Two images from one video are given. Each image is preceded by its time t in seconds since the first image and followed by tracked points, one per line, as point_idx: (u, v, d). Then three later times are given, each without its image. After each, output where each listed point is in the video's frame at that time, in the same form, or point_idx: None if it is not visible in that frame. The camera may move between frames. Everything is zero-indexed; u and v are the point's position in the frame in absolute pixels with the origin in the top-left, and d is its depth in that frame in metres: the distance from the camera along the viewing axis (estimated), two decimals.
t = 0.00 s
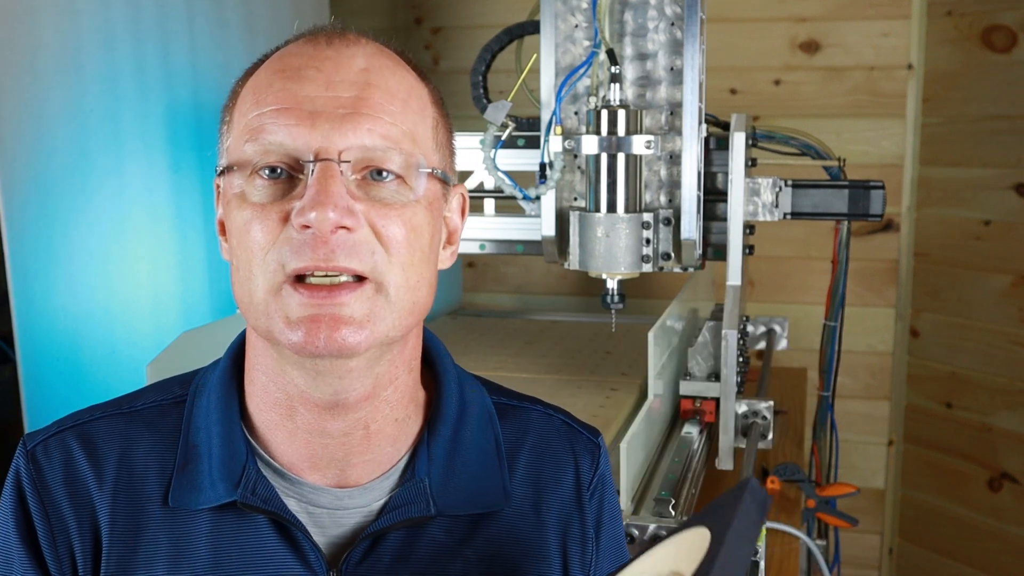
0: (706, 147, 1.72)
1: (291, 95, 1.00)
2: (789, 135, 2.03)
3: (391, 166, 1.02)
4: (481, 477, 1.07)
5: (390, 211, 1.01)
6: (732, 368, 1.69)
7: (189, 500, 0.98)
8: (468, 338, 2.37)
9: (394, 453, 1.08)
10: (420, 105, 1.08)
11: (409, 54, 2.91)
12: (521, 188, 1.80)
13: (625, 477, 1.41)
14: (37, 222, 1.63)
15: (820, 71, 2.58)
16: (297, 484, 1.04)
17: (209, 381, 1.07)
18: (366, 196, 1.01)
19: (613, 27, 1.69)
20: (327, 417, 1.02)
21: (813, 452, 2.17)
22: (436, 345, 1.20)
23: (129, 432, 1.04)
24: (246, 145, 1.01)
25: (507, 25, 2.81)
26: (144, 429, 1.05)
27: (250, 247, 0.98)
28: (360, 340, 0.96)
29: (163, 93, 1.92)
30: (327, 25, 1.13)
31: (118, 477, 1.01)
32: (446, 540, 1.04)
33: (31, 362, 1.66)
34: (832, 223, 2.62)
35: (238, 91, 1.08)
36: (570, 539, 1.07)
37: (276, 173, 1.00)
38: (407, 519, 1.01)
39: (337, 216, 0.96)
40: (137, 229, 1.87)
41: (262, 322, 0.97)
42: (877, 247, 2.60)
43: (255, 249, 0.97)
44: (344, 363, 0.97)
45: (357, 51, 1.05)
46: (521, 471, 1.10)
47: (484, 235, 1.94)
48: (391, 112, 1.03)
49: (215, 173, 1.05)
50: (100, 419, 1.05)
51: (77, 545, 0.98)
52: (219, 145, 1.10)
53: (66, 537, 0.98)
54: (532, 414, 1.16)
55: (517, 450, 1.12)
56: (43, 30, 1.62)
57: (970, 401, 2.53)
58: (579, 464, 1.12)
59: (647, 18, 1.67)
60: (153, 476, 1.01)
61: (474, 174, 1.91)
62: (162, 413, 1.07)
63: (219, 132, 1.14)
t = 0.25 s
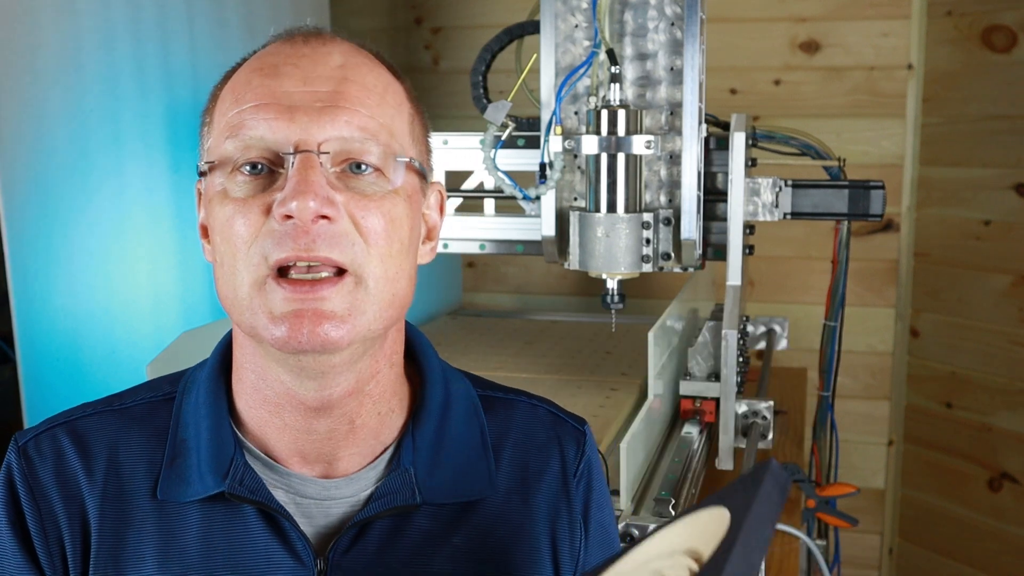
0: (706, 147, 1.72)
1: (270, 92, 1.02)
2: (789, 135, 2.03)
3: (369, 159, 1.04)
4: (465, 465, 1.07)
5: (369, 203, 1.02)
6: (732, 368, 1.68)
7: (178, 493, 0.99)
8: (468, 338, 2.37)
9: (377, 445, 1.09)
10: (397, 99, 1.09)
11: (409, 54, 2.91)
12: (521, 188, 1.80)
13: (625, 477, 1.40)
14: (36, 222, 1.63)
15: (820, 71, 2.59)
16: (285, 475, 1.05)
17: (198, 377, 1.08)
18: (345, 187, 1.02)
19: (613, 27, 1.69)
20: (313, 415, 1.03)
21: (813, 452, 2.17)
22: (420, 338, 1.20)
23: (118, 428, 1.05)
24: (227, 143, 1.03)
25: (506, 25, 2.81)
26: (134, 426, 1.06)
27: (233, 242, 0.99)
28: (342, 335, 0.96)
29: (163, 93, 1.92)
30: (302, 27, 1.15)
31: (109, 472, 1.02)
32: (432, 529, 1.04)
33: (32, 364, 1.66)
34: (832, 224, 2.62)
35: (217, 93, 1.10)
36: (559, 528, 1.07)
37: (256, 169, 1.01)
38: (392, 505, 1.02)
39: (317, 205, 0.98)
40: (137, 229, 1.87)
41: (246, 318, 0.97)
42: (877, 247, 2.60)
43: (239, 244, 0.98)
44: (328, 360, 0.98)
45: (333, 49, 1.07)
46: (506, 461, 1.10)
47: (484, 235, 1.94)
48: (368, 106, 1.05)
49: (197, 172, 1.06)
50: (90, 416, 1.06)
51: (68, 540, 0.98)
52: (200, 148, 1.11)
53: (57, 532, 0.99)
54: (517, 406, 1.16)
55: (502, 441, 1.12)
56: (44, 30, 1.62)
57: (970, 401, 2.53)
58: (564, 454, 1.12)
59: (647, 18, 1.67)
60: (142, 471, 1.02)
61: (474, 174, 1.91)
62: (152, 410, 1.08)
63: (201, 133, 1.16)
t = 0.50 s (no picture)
0: (706, 147, 1.72)
1: (248, 93, 1.04)
2: (789, 135, 2.03)
3: (348, 155, 1.06)
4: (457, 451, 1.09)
5: (351, 199, 1.04)
6: (732, 368, 1.68)
7: (175, 484, 1.01)
8: (468, 338, 2.37)
9: (371, 436, 1.10)
10: (374, 95, 1.11)
11: (409, 54, 2.91)
12: (521, 188, 1.80)
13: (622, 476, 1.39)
14: (37, 222, 1.63)
15: (821, 71, 2.59)
16: (281, 464, 1.07)
17: (193, 373, 1.10)
18: (327, 184, 1.04)
19: (613, 27, 1.68)
20: (305, 407, 1.05)
21: (813, 452, 2.17)
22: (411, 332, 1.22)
23: (113, 423, 1.06)
24: (209, 146, 1.05)
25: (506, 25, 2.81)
26: (128, 422, 1.07)
27: (219, 242, 1.02)
28: (330, 328, 0.99)
29: (163, 94, 1.92)
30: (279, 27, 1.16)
31: (106, 464, 1.02)
32: (428, 515, 1.06)
33: (32, 363, 1.66)
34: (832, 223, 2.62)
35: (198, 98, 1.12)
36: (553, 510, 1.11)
37: (239, 171, 1.04)
38: (389, 488, 1.03)
39: (299, 204, 1.00)
40: (137, 229, 1.87)
41: (238, 315, 1.00)
42: (877, 247, 2.62)
43: (225, 244, 1.01)
44: (318, 353, 1.00)
45: (309, 49, 1.09)
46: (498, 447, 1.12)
47: (484, 235, 1.94)
48: (345, 102, 1.06)
49: (182, 175, 1.09)
50: (85, 412, 1.08)
51: (66, 530, 0.98)
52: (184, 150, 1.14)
53: (55, 520, 0.99)
54: (506, 394, 1.20)
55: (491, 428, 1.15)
56: (46, 31, 1.62)
57: (970, 401, 2.53)
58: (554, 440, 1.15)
59: (646, 18, 1.67)
60: (139, 463, 1.03)
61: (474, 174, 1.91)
62: (147, 406, 1.10)
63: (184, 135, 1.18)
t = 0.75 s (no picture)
0: (706, 147, 1.72)
1: (235, 97, 1.08)
2: (789, 135, 2.03)
3: (336, 156, 1.10)
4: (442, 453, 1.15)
5: (339, 200, 1.08)
6: (732, 368, 1.68)
7: (170, 484, 1.07)
8: (469, 338, 2.37)
9: (366, 433, 1.15)
10: (362, 95, 1.15)
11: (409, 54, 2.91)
12: (521, 188, 1.80)
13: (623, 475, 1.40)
14: (37, 221, 1.63)
15: (821, 71, 2.59)
16: (276, 464, 1.12)
17: (186, 375, 1.16)
18: (314, 185, 1.08)
19: (613, 26, 1.68)
20: (298, 403, 1.09)
21: (813, 452, 2.17)
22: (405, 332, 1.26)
23: (107, 422, 1.13)
24: (197, 150, 1.09)
25: (506, 25, 2.81)
26: (122, 422, 1.14)
27: (209, 244, 1.05)
28: (321, 323, 1.03)
29: (163, 93, 1.92)
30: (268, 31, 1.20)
31: (102, 465, 1.09)
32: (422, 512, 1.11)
33: (33, 365, 1.66)
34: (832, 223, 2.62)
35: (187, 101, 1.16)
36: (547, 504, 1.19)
37: (227, 174, 1.08)
38: (382, 488, 1.08)
39: (286, 207, 1.04)
40: (137, 229, 1.87)
41: (227, 316, 1.04)
42: (877, 247, 2.62)
43: (215, 246, 1.05)
44: (310, 347, 1.04)
45: (296, 51, 1.13)
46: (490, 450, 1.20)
47: (484, 234, 1.94)
48: (332, 104, 1.10)
49: (172, 178, 1.12)
50: (81, 412, 1.15)
51: (65, 527, 1.04)
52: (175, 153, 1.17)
53: (53, 518, 1.05)
54: (501, 393, 1.26)
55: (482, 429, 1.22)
56: (46, 29, 1.62)
57: (970, 401, 2.53)
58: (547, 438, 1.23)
59: (647, 18, 1.67)
60: (134, 463, 1.10)
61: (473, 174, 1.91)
62: (140, 408, 1.17)
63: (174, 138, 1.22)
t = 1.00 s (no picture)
0: (706, 147, 1.72)
1: (228, 98, 1.08)
2: (789, 135, 2.03)
3: (329, 158, 1.10)
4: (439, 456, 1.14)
5: (332, 201, 1.08)
6: (732, 368, 1.68)
7: (166, 487, 1.07)
8: (469, 339, 2.37)
9: (361, 435, 1.14)
10: (356, 96, 1.15)
11: (409, 54, 2.91)
12: (521, 188, 1.80)
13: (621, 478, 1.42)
14: (36, 221, 1.63)
15: (821, 71, 2.59)
16: (272, 467, 1.12)
17: (183, 376, 1.16)
18: (307, 187, 1.08)
19: (613, 27, 1.68)
20: (292, 406, 1.09)
21: (813, 452, 2.17)
22: (404, 334, 1.26)
23: (104, 423, 1.13)
24: (190, 151, 1.09)
25: (506, 25, 2.81)
26: (118, 423, 1.14)
27: (202, 246, 1.06)
28: (313, 328, 1.03)
29: (163, 94, 1.92)
30: (261, 31, 1.20)
31: (99, 467, 1.09)
32: (420, 515, 1.11)
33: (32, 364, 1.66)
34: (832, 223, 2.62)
35: (181, 102, 1.16)
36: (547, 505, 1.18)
37: (219, 176, 1.08)
38: (378, 492, 1.08)
39: (278, 210, 1.04)
40: (137, 229, 1.87)
41: (218, 318, 1.04)
42: (877, 247, 2.62)
43: (207, 248, 1.05)
44: (302, 352, 1.04)
45: (289, 51, 1.13)
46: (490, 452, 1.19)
47: (484, 235, 1.94)
48: (325, 105, 1.10)
49: (165, 179, 1.13)
50: (77, 413, 1.15)
51: (61, 529, 1.05)
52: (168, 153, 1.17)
53: (50, 520, 1.05)
54: (499, 393, 1.26)
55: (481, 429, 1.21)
56: (46, 31, 1.62)
57: (970, 401, 2.53)
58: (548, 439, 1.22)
59: (646, 18, 1.67)
60: (131, 465, 1.10)
61: (473, 174, 1.91)
62: (137, 409, 1.17)
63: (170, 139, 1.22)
